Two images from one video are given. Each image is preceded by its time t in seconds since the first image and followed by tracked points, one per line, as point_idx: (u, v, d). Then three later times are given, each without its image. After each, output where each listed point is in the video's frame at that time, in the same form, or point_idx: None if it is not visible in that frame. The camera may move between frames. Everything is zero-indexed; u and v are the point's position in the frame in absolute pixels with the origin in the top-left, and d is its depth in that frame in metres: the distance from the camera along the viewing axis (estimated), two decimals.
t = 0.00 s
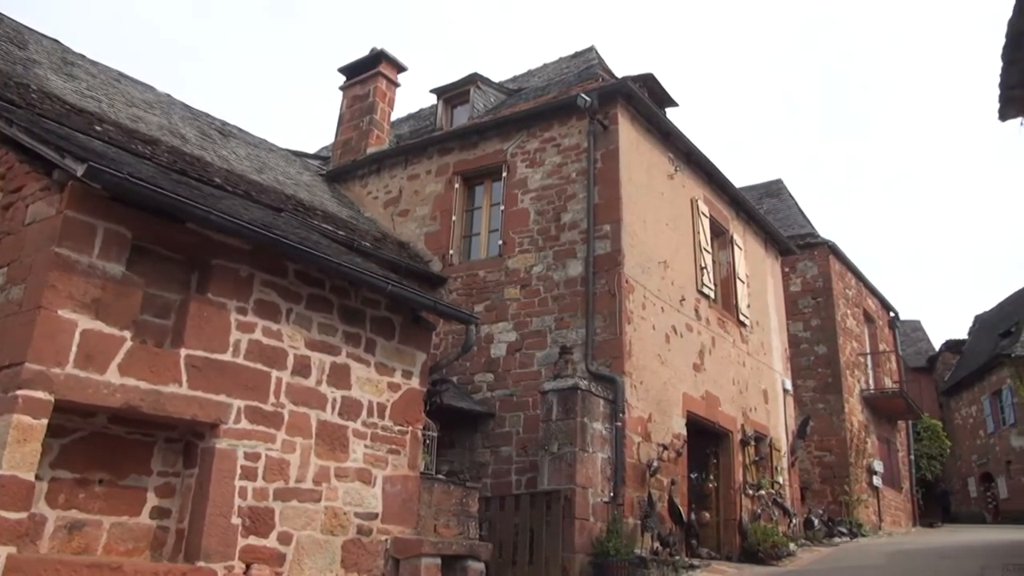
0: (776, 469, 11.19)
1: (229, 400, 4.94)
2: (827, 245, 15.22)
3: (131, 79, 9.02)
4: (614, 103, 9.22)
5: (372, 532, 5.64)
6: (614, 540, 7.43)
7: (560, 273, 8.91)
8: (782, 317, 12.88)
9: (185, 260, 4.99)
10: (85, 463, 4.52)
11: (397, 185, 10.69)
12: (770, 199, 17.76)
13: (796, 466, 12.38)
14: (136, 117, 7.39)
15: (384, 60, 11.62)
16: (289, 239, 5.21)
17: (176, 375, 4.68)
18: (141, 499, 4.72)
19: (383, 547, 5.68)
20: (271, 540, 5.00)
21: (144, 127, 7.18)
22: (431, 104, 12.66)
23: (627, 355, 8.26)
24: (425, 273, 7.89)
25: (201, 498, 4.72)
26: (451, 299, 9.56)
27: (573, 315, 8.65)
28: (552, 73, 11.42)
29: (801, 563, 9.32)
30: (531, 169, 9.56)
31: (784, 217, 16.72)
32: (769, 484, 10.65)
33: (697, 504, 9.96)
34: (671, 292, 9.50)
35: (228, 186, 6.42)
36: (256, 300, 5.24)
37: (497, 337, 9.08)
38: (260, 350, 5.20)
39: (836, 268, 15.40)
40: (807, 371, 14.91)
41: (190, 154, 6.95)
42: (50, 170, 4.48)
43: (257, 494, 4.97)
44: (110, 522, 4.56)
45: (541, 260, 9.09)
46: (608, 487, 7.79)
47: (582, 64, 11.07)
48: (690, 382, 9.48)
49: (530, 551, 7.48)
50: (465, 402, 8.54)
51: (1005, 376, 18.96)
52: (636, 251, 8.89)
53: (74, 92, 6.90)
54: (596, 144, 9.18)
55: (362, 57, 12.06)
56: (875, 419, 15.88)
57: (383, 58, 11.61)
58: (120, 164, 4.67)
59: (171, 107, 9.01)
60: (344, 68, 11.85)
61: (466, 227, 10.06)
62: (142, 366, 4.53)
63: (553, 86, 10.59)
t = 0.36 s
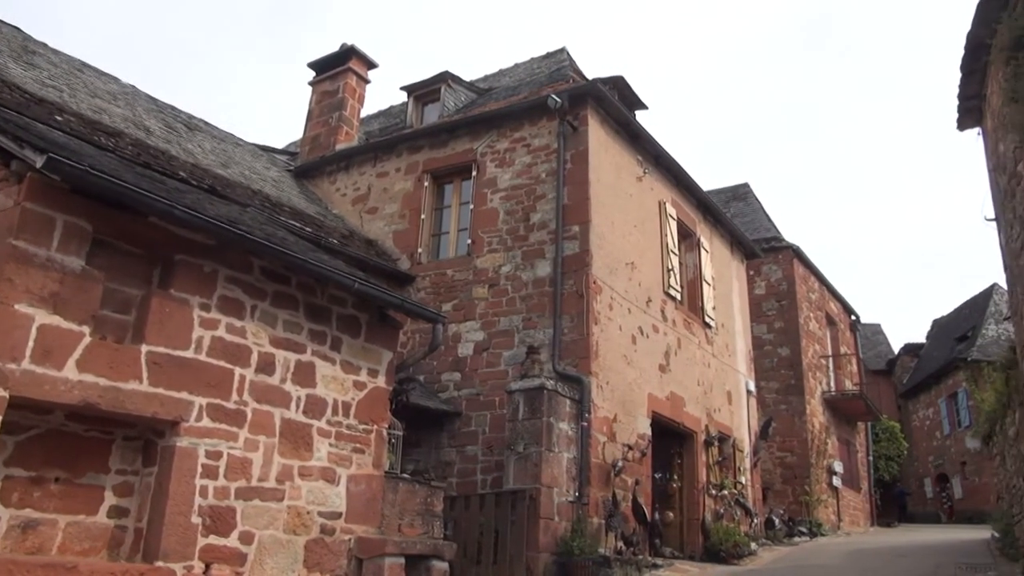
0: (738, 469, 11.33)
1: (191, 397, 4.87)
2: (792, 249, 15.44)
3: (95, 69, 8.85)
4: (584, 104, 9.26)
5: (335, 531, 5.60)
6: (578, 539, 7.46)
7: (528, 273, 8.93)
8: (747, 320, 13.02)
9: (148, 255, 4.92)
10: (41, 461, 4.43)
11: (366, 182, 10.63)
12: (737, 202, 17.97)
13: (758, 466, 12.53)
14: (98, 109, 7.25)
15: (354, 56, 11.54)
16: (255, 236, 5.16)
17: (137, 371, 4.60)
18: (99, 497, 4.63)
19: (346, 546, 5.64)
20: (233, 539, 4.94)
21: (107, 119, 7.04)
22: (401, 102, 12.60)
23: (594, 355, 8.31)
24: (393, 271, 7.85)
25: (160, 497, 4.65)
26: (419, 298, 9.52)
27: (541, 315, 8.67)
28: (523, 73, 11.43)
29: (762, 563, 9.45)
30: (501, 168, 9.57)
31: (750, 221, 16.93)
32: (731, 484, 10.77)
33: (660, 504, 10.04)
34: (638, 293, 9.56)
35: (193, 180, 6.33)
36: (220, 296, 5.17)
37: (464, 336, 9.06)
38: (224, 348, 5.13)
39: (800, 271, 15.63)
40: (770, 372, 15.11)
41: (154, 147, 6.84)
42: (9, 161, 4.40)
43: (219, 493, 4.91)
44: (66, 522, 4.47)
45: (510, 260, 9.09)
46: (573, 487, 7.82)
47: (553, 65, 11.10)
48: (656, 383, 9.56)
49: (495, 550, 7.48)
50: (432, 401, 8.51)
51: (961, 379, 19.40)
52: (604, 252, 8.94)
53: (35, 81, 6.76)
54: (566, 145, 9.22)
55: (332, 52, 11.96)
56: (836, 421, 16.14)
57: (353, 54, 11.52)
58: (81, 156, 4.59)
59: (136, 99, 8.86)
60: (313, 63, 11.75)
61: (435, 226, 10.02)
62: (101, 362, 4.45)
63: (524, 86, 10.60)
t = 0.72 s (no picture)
0: (702, 469, 11.44)
1: (152, 394, 4.80)
2: (757, 251, 15.63)
3: (56, 58, 8.67)
4: (554, 105, 9.29)
5: (298, 530, 5.55)
6: (543, 538, 7.47)
7: (496, 272, 8.93)
8: (712, 321, 13.16)
9: (109, 249, 4.84)
10: None
11: (334, 179, 10.55)
12: (704, 205, 18.14)
13: (722, 466, 12.66)
14: (59, 98, 7.10)
15: (324, 51, 11.43)
16: (220, 231, 5.10)
17: (96, 367, 4.52)
18: (55, 495, 4.54)
19: (309, 545, 5.60)
20: (193, 538, 4.87)
21: (68, 109, 6.90)
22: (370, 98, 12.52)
23: (561, 355, 8.34)
24: (360, 268, 7.80)
25: (119, 495, 4.58)
26: (386, 296, 9.47)
27: (508, 314, 8.68)
28: (493, 72, 11.43)
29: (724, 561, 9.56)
30: (470, 167, 9.56)
31: (717, 223, 17.10)
32: (695, 484, 10.87)
33: (625, 503, 10.10)
34: (605, 294, 9.61)
35: (157, 173, 6.24)
36: (182, 291, 5.10)
37: (431, 334, 9.03)
38: (186, 344, 5.06)
39: (765, 274, 15.83)
40: (734, 373, 15.28)
41: (116, 139, 6.72)
42: None
43: (179, 491, 4.84)
44: (21, 520, 4.38)
45: (477, 259, 9.09)
46: (538, 486, 7.84)
47: (523, 65, 11.11)
48: (622, 383, 9.62)
49: (459, 548, 7.47)
50: (398, 400, 8.48)
51: (919, 381, 19.80)
52: (572, 252, 8.98)
53: None
54: (536, 145, 9.24)
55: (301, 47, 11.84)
56: (798, 421, 16.38)
57: (322, 49, 11.42)
58: (40, 147, 4.50)
59: (99, 90, 8.70)
60: (282, 58, 11.62)
61: (403, 224, 9.98)
62: (59, 358, 4.37)
63: (494, 85, 10.60)
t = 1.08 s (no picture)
0: (666, 468, 11.54)
1: (112, 390, 4.72)
2: (723, 253, 15.81)
3: (16, 46, 8.48)
4: (524, 104, 9.30)
5: (260, 528, 5.49)
6: (507, 536, 7.48)
7: (463, 270, 8.92)
8: (678, 322, 13.27)
9: (69, 242, 4.75)
10: None
11: (301, 174, 10.45)
12: (671, 206, 18.29)
13: (685, 465, 12.78)
14: (20, 87, 6.95)
15: (292, 44, 11.31)
16: (183, 224, 5.03)
17: (54, 362, 4.44)
18: (10, 492, 4.45)
19: (272, 543, 5.54)
20: (152, 536, 4.81)
21: (29, 98, 6.76)
22: (339, 93, 12.42)
23: (527, 353, 8.37)
24: (327, 265, 7.74)
25: (76, 492, 4.50)
26: (353, 292, 9.41)
27: (475, 313, 8.68)
28: (463, 70, 11.40)
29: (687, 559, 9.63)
30: (439, 165, 9.53)
31: (684, 224, 17.26)
32: (659, 482, 10.96)
33: (590, 502, 10.16)
34: (573, 293, 9.64)
35: (120, 165, 6.13)
36: (145, 286, 5.02)
37: (398, 332, 8.99)
38: (147, 339, 4.99)
39: (730, 275, 16.01)
40: (699, 373, 15.43)
41: (78, 129, 6.59)
42: None
43: (139, 488, 4.77)
44: None
45: (445, 257, 9.07)
46: (503, 485, 7.85)
47: (494, 63, 11.11)
48: (588, 382, 9.67)
49: (424, 546, 7.46)
50: (363, 397, 8.43)
51: (878, 382, 20.18)
52: (540, 251, 9.00)
53: None
54: (505, 143, 9.25)
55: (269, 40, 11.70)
56: (760, 421, 16.60)
57: (291, 42, 11.30)
58: None
59: (60, 79, 8.52)
60: (249, 50, 11.48)
61: (371, 220, 9.92)
62: (15, 352, 4.28)
63: (464, 83, 10.58)
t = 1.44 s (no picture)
0: (631, 466, 11.63)
1: (72, 384, 4.65)
2: (690, 253, 15.96)
3: None
4: (494, 101, 9.30)
5: (222, 525, 5.43)
6: (473, 533, 7.48)
7: (432, 266, 8.90)
8: (645, 321, 13.37)
9: (28, 234, 4.65)
10: None
11: (268, 168, 10.34)
12: (640, 206, 18.41)
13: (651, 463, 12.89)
14: None
15: (261, 37, 11.18)
16: (147, 217, 4.95)
17: (11, 356, 4.36)
18: None
19: (235, 541, 5.48)
20: (112, 533, 4.74)
21: None
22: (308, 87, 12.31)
23: (495, 351, 8.38)
24: (294, 260, 7.67)
25: (33, 488, 4.42)
26: (320, 288, 9.34)
27: (443, 310, 8.66)
28: (434, 66, 11.37)
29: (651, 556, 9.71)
30: (408, 161, 9.49)
31: (652, 224, 17.38)
32: (624, 480, 11.04)
33: (556, 499, 10.17)
34: (541, 291, 9.67)
35: (82, 156, 6.02)
36: (106, 279, 4.94)
37: (365, 329, 8.94)
38: (108, 333, 4.91)
39: (697, 275, 16.17)
40: (665, 372, 15.55)
41: (39, 119, 6.46)
42: None
43: (98, 485, 4.70)
44: None
45: (414, 254, 9.04)
46: (469, 482, 7.85)
47: (465, 60, 11.09)
48: (555, 380, 9.70)
49: (389, 544, 7.43)
50: (329, 394, 8.37)
51: (840, 382, 20.52)
52: (509, 249, 9.01)
53: None
54: (475, 141, 9.25)
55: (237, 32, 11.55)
56: (725, 420, 16.79)
57: (259, 35, 11.16)
58: None
59: (21, 66, 8.34)
60: (216, 42, 11.32)
61: (339, 216, 9.86)
62: None
63: (434, 79, 10.55)
